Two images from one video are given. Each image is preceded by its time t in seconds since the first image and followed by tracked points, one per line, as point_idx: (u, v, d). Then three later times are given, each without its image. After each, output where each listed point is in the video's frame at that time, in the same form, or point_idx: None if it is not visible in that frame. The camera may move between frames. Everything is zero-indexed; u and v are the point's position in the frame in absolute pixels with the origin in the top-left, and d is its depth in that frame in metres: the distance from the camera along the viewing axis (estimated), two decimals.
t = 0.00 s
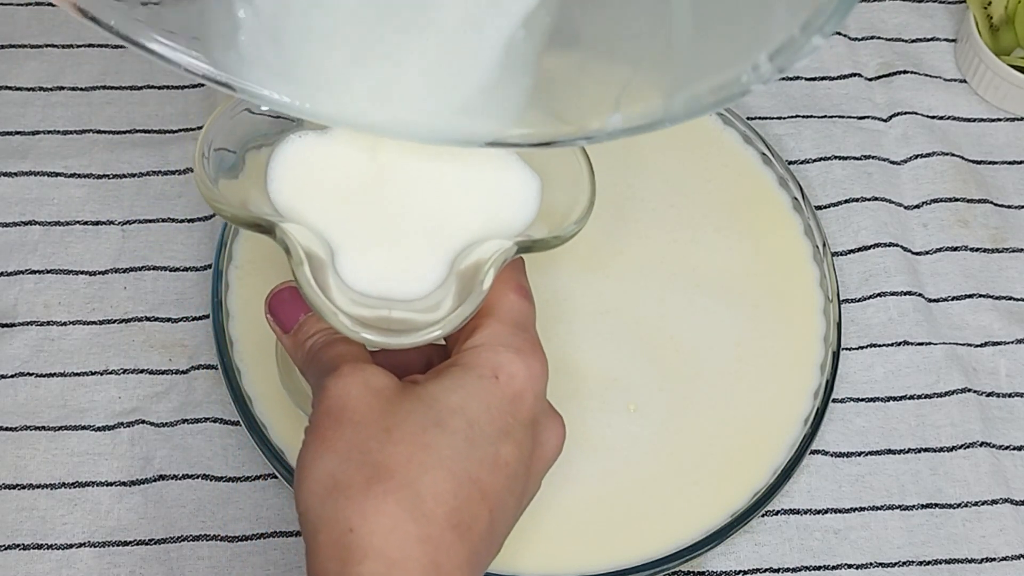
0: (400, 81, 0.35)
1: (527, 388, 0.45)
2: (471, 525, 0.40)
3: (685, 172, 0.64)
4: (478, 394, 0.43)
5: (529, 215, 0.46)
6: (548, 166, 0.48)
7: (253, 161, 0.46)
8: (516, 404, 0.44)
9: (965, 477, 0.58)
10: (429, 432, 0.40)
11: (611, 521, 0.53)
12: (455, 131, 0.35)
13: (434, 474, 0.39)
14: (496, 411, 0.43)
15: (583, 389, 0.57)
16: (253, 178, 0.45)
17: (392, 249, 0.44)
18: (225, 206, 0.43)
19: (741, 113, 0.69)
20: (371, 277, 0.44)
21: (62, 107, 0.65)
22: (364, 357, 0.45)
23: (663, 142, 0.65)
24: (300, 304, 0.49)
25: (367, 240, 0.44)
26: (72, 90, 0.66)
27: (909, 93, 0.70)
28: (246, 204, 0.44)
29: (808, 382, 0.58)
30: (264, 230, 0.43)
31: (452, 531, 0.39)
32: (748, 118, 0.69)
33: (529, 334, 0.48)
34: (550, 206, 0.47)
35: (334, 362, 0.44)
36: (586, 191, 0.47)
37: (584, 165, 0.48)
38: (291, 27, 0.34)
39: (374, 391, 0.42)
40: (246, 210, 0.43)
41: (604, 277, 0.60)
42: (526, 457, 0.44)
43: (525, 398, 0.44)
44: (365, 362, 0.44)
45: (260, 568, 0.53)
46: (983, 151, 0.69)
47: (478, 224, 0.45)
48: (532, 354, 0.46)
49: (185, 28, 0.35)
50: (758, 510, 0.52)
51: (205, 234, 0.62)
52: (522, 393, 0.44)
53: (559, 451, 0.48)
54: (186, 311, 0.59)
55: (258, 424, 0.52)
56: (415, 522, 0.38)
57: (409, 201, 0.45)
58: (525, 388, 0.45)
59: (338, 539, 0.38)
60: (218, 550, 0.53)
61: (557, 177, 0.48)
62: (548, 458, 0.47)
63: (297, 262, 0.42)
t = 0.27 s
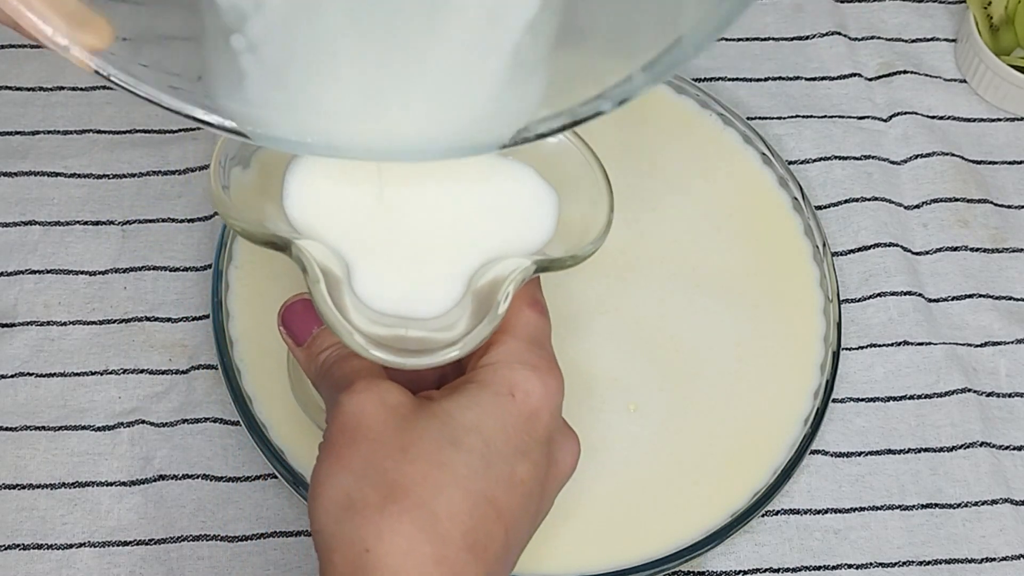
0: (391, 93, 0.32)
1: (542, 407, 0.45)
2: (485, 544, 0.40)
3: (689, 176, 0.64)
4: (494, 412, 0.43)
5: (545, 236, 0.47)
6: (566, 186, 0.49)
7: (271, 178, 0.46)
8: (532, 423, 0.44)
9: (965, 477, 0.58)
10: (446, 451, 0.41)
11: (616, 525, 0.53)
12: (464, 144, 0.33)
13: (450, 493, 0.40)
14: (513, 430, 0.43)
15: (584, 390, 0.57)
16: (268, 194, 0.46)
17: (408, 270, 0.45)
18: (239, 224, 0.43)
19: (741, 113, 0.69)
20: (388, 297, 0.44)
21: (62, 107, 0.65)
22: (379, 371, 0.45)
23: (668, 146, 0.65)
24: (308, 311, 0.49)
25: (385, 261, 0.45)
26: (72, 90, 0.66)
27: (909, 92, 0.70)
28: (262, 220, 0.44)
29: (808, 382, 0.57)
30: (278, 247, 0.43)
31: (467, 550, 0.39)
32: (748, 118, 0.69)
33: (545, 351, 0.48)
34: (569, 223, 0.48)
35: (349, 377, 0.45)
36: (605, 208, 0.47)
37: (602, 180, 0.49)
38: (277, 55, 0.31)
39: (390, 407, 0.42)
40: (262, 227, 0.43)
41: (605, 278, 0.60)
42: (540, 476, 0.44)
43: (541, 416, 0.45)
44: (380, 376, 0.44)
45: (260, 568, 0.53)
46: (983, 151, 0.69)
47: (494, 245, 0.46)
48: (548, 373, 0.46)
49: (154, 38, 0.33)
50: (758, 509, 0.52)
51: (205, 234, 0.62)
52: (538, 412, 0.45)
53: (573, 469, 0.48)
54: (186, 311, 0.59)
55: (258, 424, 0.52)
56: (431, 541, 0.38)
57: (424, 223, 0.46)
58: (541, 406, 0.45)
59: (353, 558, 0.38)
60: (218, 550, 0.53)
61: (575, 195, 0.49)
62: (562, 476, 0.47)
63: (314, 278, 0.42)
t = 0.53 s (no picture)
0: (411, 94, 0.32)
1: (553, 418, 0.45)
2: (496, 556, 0.40)
3: (691, 177, 0.64)
4: (505, 423, 0.43)
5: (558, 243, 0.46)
6: (583, 188, 0.48)
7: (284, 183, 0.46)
8: (542, 434, 0.44)
9: (965, 477, 0.58)
10: (456, 462, 0.41)
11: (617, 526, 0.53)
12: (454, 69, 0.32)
13: (459, 505, 0.40)
14: (523, 442, 0.43)
15: (584, 390, 0.57)
16: (279, 199, 0.46)
17: (422, 276, 0.44)
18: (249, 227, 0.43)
19: (741, 112, 0.69)
20: (400, 304, 0.44)
21: (62, 107, 0.65)
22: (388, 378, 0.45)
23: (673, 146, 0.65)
24: (313, 313, 0.49)
25: (398, 268, 0.44)
26: (72, 90, 0.66)
27: (909, 92, 0.70)
28: (273, 224, 0.44)
29: (808, 382, 0.58)
30: (289, 251, 0.43)
31: (477, 563, 0.39)
32: (748, 117, 0.69)
33: (558, 361, 0.48)
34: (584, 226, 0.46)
35: (358, 384, 0.45)
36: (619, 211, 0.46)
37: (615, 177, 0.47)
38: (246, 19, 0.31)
39: (399, 417, 0.42)
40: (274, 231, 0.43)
41: (605, 278, 0.60)
42: (551, 488, 0.44)
43: (552, 428, 0.45)
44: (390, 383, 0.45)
45: (260, 568, 0.53)
46: (983, 151, 0.69)
47: (508, 251, 0.45)
48: (560, 383, 0.46)
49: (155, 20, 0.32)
50: (759, 508, 0.52)
51: (205, 234, 0.62)
52: (548, 423, 0.44)
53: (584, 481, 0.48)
54: (186, 311, 0.59)
55: (258, 424, 0.52)
56: (441, 554, 0.38)
57: (437, 229, 0.45)
58: (553, 417, 0.45)
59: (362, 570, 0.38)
60: (218, 550, 0.53)
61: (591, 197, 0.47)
62: (574, 487, 0.47)
63: (325, 285, 0.42)
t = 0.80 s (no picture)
0: None
1: (567, 427, 0.44)
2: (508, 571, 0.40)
3: (693, 178, 0.64)
4: (517, 434, 0.42)
5: (572, 250, 0.45)
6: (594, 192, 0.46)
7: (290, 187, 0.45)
8: (555, 443, 0.43)
9: (965, 477, 0.58)
10: (467, 476, 0.40)
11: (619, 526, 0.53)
12: None
13: (470, 519, 0.39)
14: (535, 453, 0.42)
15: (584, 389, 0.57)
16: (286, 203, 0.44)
17: (431, 281, 0.42)
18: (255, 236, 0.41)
19: (741, 112, 0.69)
20: (410, 311, 0.42)
21: (62, 107, 0.65)
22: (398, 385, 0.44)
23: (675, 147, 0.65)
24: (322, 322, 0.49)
25: (408, 272, 0.42)
26: (72, 90, 0.66)
27: (909, 93, 0.70)
28: (280, 232, 0.42)
29: (808, 382, 0.58)
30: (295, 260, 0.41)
31: None
32: (747, 117, 0.68)
33: (572, 368, 0.47)
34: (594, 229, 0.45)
35: (367, 393, 0.44)
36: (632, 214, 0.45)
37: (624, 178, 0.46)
38: None
39: (409, 428, 0.42)
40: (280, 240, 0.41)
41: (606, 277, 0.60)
42: (563, 499, 0.43)
43: (566, 438, 0.44)
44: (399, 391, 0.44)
45: (260, 568, 0.53)
46: (983, 151, 0.69)
47: (521, 257, 0.44)
48: (573, 390, 0.45)
49: None
50: (760, 508, 0.52)
51: (204, 234, 0.61)
52: (561, 432, 0.44)
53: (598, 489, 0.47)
54: (186, 311, 0.59)
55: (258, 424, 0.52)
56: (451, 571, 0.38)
57: (448, 233, 0.44)
58: (566, 426, 0.44)
59: None
60: (218, 550, 0.53)
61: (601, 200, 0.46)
62: (588, 496, 0.46)
63: (332, 294, 0.40)
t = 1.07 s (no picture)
0: None
1: (611, 434, 0.43)
2: None
3: (697, 178, 0.64)
4: (561, 440, 0.42)
5: (618, 254, 0.45)
6: (643, 196, 0.46)
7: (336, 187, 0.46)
8: (599, 450, 0.43)
9: (965, 477, 0.58)
10: (508, 482, 0.40)
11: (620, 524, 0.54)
12: None
13: (512, 526, 0.39)
14: (578, 460, 0.42)
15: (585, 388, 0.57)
16: (332, 203, 0.46)
17: (473, 284, 0.43)
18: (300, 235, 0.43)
19: (741, 112, 0.69)
20: (455, 314, 0.43)
21: (61, 107, 0.65)
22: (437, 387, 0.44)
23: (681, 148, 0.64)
24: (364, 321, 0.49)
25: (450, 275, 0.43)
26: (72, 90, 0.66)
27: (909, 93, 0.70)
28: (324, 231, 0.44)
29: (808, 382, 0.58)
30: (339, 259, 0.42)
31: None
32: (748, 117, 0.68)
33: (618, 373, 0.46)
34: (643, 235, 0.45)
35: (407, 394, 0.44)
36: (683, 221, 0.44)
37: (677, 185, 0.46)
38: None
39: (450, 431, 0.42)
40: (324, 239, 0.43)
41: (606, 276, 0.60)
42: (605, 507, 0.43)
43: (610, 445, 0.43)
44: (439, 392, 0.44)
45: (261, 568, 0.53)
46: (983, 151, 0.69)
47: (563, 264, 0.44)
48: (618, 396, 0.44)
49: None
50: (759, 507, 0.52)
51: (204, 234, 0.61)
52: (605, 439, 0.43)
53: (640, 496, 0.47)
54: (186, 311, 0.59)
55: (257, 424, 0.52)
56: None
57: (491, 235, 0.44)
58: (611, 433, 0.43)
59: None
60: (219, 551, 0.53)
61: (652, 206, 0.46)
62: (628, 503, 0.46)
63: (376, 293, 0.41)
